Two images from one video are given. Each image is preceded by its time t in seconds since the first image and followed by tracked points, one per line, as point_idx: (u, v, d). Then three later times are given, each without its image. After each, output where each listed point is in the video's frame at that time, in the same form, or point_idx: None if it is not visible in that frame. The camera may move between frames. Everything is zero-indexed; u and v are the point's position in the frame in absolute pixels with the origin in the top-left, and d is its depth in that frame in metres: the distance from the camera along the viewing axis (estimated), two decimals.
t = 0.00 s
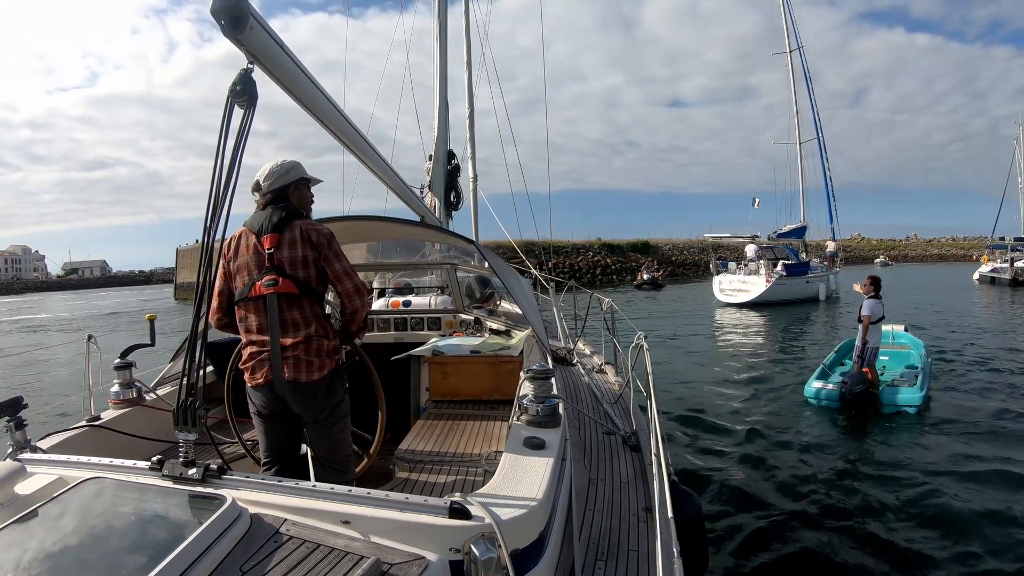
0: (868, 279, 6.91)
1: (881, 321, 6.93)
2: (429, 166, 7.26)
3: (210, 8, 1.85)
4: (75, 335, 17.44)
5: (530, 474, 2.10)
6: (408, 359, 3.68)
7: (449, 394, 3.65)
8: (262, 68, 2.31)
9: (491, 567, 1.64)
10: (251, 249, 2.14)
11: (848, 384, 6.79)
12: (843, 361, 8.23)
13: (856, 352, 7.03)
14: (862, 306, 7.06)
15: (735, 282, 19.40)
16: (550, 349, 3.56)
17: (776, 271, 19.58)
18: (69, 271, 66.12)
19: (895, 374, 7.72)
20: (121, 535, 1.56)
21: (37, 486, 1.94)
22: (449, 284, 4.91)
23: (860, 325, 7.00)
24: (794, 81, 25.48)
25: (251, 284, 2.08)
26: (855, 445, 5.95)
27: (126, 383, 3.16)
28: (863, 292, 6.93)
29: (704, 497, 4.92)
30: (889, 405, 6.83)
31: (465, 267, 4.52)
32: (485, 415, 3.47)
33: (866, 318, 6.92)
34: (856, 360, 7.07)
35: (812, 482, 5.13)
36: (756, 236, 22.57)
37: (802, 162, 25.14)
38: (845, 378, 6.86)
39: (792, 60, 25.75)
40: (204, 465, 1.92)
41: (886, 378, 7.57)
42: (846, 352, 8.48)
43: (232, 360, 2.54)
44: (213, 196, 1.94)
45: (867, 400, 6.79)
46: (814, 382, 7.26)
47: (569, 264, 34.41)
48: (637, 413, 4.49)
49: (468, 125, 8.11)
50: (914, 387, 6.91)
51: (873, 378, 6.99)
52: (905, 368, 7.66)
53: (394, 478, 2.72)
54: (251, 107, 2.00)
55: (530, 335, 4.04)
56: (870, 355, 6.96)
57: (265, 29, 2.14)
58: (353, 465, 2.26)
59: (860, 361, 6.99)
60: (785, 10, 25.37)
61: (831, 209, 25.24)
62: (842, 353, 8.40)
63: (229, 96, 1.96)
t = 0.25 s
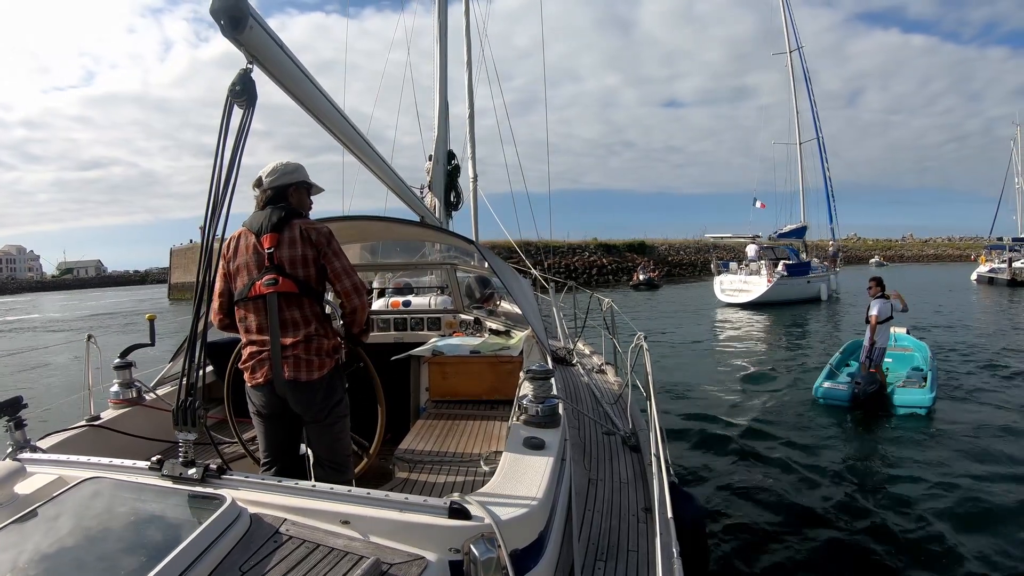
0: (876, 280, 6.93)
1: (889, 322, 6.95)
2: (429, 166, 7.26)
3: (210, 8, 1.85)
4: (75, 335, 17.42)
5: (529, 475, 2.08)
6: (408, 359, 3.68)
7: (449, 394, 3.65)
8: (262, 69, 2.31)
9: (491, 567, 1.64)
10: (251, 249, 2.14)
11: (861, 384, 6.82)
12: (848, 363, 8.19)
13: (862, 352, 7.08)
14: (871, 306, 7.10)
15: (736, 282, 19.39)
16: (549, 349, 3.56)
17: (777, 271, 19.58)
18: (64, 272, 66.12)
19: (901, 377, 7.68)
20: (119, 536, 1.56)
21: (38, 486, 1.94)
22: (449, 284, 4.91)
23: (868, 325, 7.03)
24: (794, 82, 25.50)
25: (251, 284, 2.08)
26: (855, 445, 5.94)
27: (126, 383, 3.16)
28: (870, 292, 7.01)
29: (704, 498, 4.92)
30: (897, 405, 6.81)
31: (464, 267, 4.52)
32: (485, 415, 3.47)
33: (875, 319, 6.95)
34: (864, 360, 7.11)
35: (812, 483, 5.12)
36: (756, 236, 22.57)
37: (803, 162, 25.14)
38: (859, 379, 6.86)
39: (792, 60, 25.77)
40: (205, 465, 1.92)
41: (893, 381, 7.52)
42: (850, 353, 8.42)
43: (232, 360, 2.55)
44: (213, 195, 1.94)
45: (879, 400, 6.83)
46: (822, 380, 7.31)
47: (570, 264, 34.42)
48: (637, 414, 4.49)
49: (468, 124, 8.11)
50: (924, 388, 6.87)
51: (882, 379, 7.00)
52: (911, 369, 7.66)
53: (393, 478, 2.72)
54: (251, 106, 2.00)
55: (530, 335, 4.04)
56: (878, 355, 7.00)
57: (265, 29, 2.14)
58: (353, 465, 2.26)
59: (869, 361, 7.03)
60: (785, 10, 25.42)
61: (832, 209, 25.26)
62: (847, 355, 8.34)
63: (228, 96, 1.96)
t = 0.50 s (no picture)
0: (888, 280, 6.90)
1: (898, 321, 6.99)
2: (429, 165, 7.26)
3: (211, 7, 1.85)
4: (75, 335, 17.40)
5: (529, 475, 2.08)
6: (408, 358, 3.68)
7: (449, 393, 3.65)
8: (263, 68, 2.31)
9: (490, 567, 1.64)
10: (253, 248, 2.14)
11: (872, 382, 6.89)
12: (854, 364, 8.13)
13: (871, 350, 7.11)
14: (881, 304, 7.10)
15: (737, 282, 19.39)
16: (549, 349, 3.56)
17: (778, 271, 19.57)
18: (61, 271, 66.03)
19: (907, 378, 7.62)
20: (117, 536, 1.56)
21: (37, 485, 1.94)
22: (449, 283, 4.91)
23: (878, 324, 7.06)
24: (795, 82, 25.48)
25: (253, 283, 2.08)
26: (854, 445, 5.95)
27: (125, 382, 3.16)
28: (882, 291, 6.99)
29: (704, 498, 4.91)
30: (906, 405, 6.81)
31: (464, 267, 4.52)
32: (485, 415, 3.47)
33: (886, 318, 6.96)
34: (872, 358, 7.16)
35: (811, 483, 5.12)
36: (757, 236, 22.56)
37: (803, 162, 25.14)
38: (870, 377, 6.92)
39: (792, 60, 25.78)
40: (205, 464, 1.92)
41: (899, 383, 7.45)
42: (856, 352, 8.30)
43: (233, 359, 2.55)
44: (214, 195, 1.94)
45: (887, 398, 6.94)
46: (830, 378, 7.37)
47: (571, 264, 34.41)
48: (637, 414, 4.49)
49: (468, 124, 8.10)
50: (934, 388, 6.81)
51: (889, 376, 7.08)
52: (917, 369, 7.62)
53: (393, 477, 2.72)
54: (252, 106, 2.00)
55: (530, 335, 4.04)
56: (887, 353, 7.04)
57: (265, 28, 2.14)
58: (353, 464, 2.26)
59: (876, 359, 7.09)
60: (785, 11, 25.42)
61: (832, 209, 25.27)
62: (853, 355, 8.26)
63: (229, 95, 1.96)
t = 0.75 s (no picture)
0: (899, 279, 6.87)
1: (910, 320, 6.96)
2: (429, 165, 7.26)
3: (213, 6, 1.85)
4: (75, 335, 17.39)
5: (528, 474, 2.08)
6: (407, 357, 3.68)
7: (448, 392, 3.66)
8: (265, 67, 2.31)
9: (490, 566, 1.64)
10: (253, 247, 2.14)
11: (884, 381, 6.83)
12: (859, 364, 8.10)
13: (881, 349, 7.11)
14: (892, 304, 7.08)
15: (738, 282, 19.39)
16: (549, 348, 3.56)
17: (778, 272, 19.57)
18: (59, 271, 65.99)
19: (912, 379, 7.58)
20: (117, 535, 1.56)
21: (37, 484, 1.94)
22: (449, 283, 4.91)
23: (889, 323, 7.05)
24: (795, 82, 25.50)
25: (253, 281, 2.08)
26: (853, 445, 5.95)
27: (125, 381, 3.15)
28: (893, 291, 6.96)
29: (703, 497, 4.91)
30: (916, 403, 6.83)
31: (464, 266, 4.51)
32: (484, 414, 3.47)
33: (898, 317, 6.93)
34: (884, 358, 7.14)
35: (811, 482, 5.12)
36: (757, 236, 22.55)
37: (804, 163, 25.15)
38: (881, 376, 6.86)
39: (792, 61, 25.81)
40: (204, 463, 1.92)
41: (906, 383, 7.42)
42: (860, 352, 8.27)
43: (233, 358, 2.55)
44: (215, 193, 1.94)
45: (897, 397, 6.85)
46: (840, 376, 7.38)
47: (571, 264, 34.41)
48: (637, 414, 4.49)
49: (468, 124, 8.10)
50: (944, 387, 6.80)
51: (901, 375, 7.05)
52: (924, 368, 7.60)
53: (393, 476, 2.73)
54: (253, 104, 2.00)
55: (529, 334, 4.04)
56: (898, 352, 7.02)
57: (267, 27, 2.13)
58: (353, 463, 2.26)
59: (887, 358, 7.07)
60: (786, 11, 25.44)
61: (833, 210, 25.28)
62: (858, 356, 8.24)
63: (231, 94, 1.96)
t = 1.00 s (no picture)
0: (909, 278, 6.86)
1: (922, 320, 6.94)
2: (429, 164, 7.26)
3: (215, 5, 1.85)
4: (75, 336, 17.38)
5: (528, 474, 2.08)
6: (407, 357, 3.68)
7: (448, 391, 3.66)
8: (266, 66, 2.31)
9: (489, 565, 1.63)
10: (254, 246, 2.14)
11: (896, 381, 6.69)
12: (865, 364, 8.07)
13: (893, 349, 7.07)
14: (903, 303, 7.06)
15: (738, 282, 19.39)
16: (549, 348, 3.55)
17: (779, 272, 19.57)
18: (59, 271, 66.01)
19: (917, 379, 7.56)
20: (117, 534, 1.56)
21: (37, 483, 1.94)
22: (449, 282, 4.91)
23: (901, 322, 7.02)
24: (795, 82, 25.52)
25: (253, 280, 2.08)
26: (853, 444, 5.94)
27: (125, 380, 3.15)
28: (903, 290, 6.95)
29: (703, 496, 4.91)
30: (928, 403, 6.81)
31: (464, 265, 4.51)
32: (484, 413, 3.47)
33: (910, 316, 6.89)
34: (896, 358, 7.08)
35: (811, 482, 5.12)
36: (757, 236, 22.56)
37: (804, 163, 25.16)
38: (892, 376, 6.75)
39: (792, 61, 25.84)
40: (204, 462, 1.92)
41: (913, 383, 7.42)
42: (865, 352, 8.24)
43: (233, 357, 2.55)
44: (216, 192, 1.94)
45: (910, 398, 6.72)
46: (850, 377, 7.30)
47: (572, 264, 34.39)
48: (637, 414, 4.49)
49: (468, 123, 8.10)
50: (955, 386, 6.81)
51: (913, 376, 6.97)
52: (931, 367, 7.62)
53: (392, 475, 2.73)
54: (255, 103, 2.00)
55: (529, 334, 4.03)
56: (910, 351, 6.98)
57: (269, 26, 2.13)
58: (352, 462, 2.26)
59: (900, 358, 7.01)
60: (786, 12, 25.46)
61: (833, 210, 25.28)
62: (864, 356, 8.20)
63: (233, 92, 1.96)
